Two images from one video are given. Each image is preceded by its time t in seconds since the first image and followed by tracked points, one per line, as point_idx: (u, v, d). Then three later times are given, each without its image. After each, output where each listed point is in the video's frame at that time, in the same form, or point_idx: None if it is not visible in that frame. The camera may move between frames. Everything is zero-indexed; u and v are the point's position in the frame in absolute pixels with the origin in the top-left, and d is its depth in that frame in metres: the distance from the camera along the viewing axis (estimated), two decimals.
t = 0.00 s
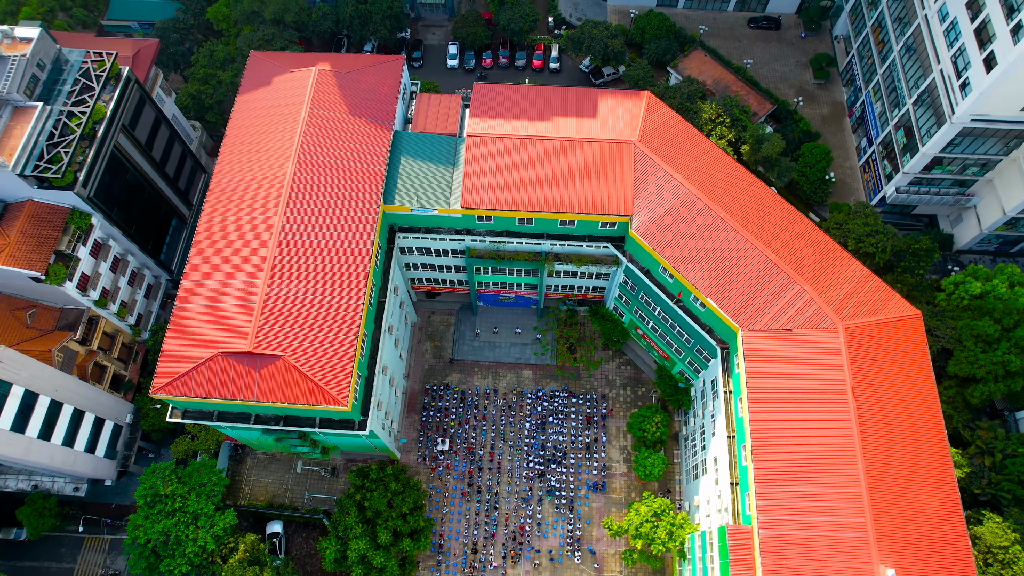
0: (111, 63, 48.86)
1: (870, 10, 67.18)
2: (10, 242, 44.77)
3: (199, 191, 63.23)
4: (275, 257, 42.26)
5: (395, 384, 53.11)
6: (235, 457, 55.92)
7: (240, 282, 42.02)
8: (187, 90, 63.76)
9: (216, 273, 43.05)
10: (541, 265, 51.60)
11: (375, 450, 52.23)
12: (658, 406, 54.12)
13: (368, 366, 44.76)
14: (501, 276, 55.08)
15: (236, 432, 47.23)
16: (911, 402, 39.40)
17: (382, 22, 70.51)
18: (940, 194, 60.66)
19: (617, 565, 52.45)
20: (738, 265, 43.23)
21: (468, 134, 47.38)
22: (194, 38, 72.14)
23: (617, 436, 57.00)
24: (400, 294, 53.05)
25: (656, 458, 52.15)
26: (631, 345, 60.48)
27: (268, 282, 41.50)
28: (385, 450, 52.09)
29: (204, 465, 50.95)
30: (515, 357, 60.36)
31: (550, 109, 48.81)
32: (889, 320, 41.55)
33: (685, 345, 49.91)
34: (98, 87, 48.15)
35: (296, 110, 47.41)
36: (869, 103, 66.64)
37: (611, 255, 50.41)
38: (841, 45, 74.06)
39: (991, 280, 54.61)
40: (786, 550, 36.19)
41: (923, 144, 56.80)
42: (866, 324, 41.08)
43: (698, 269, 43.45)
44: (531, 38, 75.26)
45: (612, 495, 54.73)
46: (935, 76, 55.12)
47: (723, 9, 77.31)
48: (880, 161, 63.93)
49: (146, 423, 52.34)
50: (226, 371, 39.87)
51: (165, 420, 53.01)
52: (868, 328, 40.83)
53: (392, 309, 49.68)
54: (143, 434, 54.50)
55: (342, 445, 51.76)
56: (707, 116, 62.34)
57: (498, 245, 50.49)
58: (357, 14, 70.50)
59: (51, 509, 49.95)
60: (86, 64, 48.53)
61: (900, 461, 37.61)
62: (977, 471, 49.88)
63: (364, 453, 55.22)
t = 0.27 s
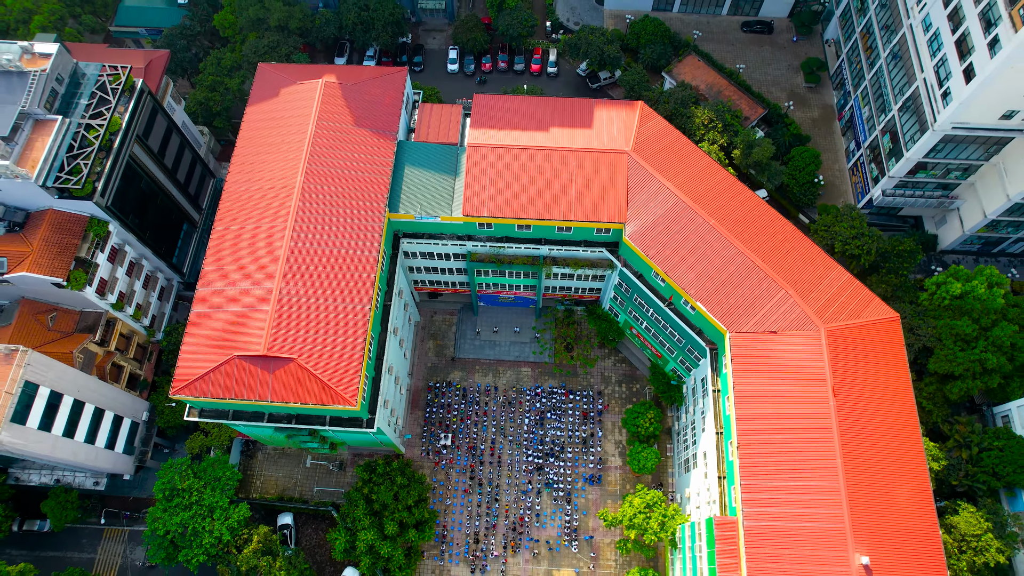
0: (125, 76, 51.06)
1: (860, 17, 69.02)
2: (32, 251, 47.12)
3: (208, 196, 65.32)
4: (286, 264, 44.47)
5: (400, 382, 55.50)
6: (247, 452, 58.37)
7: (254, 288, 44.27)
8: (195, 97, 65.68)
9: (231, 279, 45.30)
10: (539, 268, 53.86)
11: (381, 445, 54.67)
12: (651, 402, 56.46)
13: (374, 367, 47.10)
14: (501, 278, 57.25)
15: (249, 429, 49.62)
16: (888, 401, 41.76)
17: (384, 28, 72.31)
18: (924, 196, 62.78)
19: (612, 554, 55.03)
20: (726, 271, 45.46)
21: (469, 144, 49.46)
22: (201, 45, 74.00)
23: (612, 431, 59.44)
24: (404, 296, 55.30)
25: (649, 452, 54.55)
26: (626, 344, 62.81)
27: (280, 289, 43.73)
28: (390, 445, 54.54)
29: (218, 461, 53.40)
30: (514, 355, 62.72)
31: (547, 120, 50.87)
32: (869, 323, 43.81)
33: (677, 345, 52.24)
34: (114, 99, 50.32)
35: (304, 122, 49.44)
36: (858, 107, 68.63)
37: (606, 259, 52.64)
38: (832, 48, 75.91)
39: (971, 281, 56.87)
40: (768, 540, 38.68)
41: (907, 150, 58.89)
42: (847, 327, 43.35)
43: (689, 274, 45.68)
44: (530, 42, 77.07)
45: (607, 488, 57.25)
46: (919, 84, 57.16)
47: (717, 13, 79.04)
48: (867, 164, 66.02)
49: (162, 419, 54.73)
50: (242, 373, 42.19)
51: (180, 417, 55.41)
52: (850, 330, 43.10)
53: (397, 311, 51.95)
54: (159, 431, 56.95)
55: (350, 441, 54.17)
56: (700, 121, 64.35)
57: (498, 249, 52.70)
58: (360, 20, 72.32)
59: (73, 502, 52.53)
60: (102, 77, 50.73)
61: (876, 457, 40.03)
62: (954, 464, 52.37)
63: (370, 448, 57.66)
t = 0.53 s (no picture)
0: (139, 89, 52.95)
1: (849, 23, 70.92)
2: (54, 258, 49.48)
3: (217, 200, 67.44)
4: (296, 271, 46.67)
5: (405, 380, 57.90)
6: (257, 448, 60.84)
7: (266, 293, 46.52)
8: (203, 104, 67.60)
9: (243, 285, 47.55)
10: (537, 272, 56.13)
11: (387, 441, 57.14)
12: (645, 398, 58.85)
13: (381, 367, 49.48)
14: (501, 280, 59.49)
15: (261, 427, 51.96)
16: (868, 399, 44.13)
17: (386, 35, 74.15)
18: (909, 199, 64.95)
19: (608, 543, 57.67)
20: (715, 275, 47.71)
21: (470, 153, 51.56)
22: (207, 51, 75.89)
23: (608, 426, 61.93)
24: (408, 298, 57.59)
25: (643, 447, 56.95)
26: (622, 342, 65.20)
27: (290, 294, 45.97)
28: (395, 441, 57.00)
29: (231, 457, 55.81)
30: (514, 353, 65.07)
31: (545, 129, 52.95)
32: (851, 325, 46.11)
33: (669, 344, 54.62)
34: (128, 111, 52.44)
35: (312, 132, 51.50)
36: (847, 111, 70.66)
37: (601, 262, 54.89)
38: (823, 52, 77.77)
39: (953, 282, 59.22)
40: (753, 530, 41.13)
41: (892, 155, 61.00)
42: (830, 329, 45.66)
43: (680, 278, 47.95)
44: (528, 47, 78.88)
45: (604, 480, 59.81)
46: (904, 91, 59.18)
47: (711, 17, 80.74)
48: (855, 167, 68.13)
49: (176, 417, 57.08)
50: (256, 374, 44.52)
51: (194, 415, 57.79)
52: (832, 332, 45.42)
53: (401, 313, 54.27)
54: (173, 427, 59.38)
55: (356, 437, 56.59)
56: (693, 126, 66.37)
57: (498, 253, 54.91)
58: (362, 27, 74.17)
59: (94, 496, 55.07)
60: (117, 90, 52.92)
61: (856, 452, 42.47)
62: (935, 456, 54.87)
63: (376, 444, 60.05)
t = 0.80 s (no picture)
0: (154, 100, 55.31)
1: (838, 29, 72.97)
2: (75, 264, 51.89)
3: (226, 205, 69.74)
4: (306, 276, 49.12)
5: (409, 378, 60.47)
6: (268, 443, 63.51)
7: (278, 298, 48.98)
8: (211, 111, 69.69)
9: (256, 289, 49.98)
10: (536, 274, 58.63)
11: (392, 436, 59.80)
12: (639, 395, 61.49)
13: (387, 367, 52.03)
14: (501, 282, 61.95)
15: (273, 424, 54.57)
16: (848, 397, 46.73)
17: (388, 41, 76.15)
18: (895, 201, 67.31)
19: (604, 533, 60.44)
20: (705, 279, 50.12)
21: (470, 162, 53.84)
22: (214, 57, 77.92)
23: (603, 421, 64.58)
24: (412, 299, 60.05)
25: (637, 441, 59.58)
26: (617, 340, 67.78)
27: (301, 298, 48.43)
28: (400, 436, 59.62)
29: (244, 452, 58.38)
30: (513, 351, 67.61)
31: (543, 138, 55.24)
32: (833, 326, 48.59)
33: (662, 343, 57.14)
34: (143, 123, 54.72)
35: (319, 142, 53.73)
36: (836, 115, 72.83)
37: (597, 266, 57.35)
38: (814, 56, 79.82)
39: (935, 282, 61.66)
40: (738, 520, 43.75)
41: (878, 159, 63.30)
42: (813, 330, 48.13)
43: (671, 282, 50.37)
44: (526, 51, 80.86)
45: (600, 473, 62.52)
46: (890, 98, 61.40)
47: (705, 22, 82.70)
48: (844, 170, 70.39)
49: (191, 414, 59.66)
50: (269, 375, 47.04)
51: (207, 412, 60.37)
52: (815, 333, 47.89)
53: (406, 315, 56.76)
54: (188, 424, 62.01)
55: (363, 433, 59.23)
56: (686, 131, 68.54)
57: (498, 257, 57.35)
58: (365, 34, 76.17)
59: (113, 489, 57.77)
60: (133, 101, 55.22)
61: (835, 447, 45.09)
62: (915, 449, 57.51)
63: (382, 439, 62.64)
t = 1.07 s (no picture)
0: (166, 110, 57.38)
1: (828, 35, 74.95)
2: (93, 268, 54.12)
3: (234, 208, 71.89)
4: (315, 280, 51.39)
5: (412, 376, 62.85)
6: (277, 438, 66.02)
7: (288, 301, 51.28)
8: (219, 116, 71.70)
9: (267, 293, 52.27)
10: (534, 276, 60.94)
11: (397, 432, 62.26)
12: (634, 392, 63.92)
13: (392, 366, 54.39)
14: (501, 283, 64.26)
15: (284, 421, 57.03)
16: (832, 394, 49.10)
17: (390, 47, 78.04)
18: (882, 203, 69.54)
19: (600, 523, 63.07)
20: (696, 282, 52.40)
21: (471, 169, 56.01)
22: (220, 63, 79.89)
23: (600, 417, 67.08)
24: (415, 301, 62.38)
25: (632, 436, 62.02)
26: (613, 338, 70.19)
27: (310, 302, 50.72)
28: (405, 432, 62.05)
29: (254, 448, 60.77)
30: (513, 348, 69.98)
31: (541, 146, 57.38)
32: (818, 326, 50.89)
33: (656, 342, 59.53)
34: (156, 132, 56.88)
35: (325, 151, 55.84)
36: (826, 119, 74.92)
37: (593, 268, 59.65)
38: (805, 60, 81.83)
39: (919, 282, 63.95)
40: (726, 512, 46.24)
41: (865, 163, 65.46)
42: (799, 330, 50.45)
43: (663, 285, 52.64)
44: (525, 56, 82.81)
45: (596, 466, 65.08)
46: (877, 104, 63.48)
47: (700, 26, 84.62)
48: (833, 173, 72.57)
49: (203, 411, 62.08)
50: (281, 375, 49.41)
51: (219, 409, 62.77)
52: (801, 333, 50.24)
53: (409, 316, 59.11)
54: (200, 421, 64.50)
55: (369, 429, 61.69)
56: (680, 135, 70.60)
57: (498, 260, 59.62)
58: (367, 40, 78.09)
59: (130, 483, 60.28)
60: (146, 111, 57.37)
61: (819, 442, 47.52)
62: (898, 442, 60.02)
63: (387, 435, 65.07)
